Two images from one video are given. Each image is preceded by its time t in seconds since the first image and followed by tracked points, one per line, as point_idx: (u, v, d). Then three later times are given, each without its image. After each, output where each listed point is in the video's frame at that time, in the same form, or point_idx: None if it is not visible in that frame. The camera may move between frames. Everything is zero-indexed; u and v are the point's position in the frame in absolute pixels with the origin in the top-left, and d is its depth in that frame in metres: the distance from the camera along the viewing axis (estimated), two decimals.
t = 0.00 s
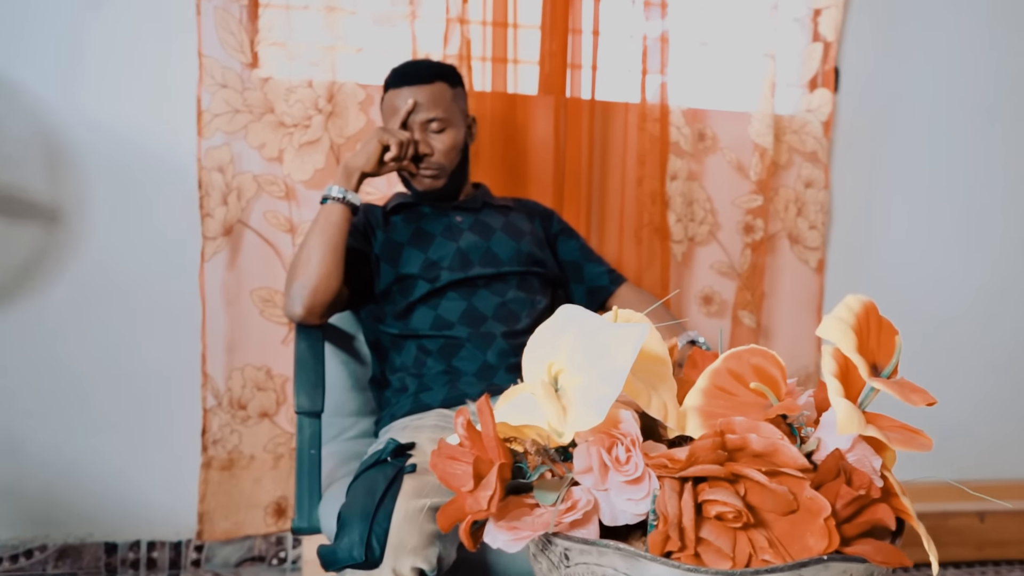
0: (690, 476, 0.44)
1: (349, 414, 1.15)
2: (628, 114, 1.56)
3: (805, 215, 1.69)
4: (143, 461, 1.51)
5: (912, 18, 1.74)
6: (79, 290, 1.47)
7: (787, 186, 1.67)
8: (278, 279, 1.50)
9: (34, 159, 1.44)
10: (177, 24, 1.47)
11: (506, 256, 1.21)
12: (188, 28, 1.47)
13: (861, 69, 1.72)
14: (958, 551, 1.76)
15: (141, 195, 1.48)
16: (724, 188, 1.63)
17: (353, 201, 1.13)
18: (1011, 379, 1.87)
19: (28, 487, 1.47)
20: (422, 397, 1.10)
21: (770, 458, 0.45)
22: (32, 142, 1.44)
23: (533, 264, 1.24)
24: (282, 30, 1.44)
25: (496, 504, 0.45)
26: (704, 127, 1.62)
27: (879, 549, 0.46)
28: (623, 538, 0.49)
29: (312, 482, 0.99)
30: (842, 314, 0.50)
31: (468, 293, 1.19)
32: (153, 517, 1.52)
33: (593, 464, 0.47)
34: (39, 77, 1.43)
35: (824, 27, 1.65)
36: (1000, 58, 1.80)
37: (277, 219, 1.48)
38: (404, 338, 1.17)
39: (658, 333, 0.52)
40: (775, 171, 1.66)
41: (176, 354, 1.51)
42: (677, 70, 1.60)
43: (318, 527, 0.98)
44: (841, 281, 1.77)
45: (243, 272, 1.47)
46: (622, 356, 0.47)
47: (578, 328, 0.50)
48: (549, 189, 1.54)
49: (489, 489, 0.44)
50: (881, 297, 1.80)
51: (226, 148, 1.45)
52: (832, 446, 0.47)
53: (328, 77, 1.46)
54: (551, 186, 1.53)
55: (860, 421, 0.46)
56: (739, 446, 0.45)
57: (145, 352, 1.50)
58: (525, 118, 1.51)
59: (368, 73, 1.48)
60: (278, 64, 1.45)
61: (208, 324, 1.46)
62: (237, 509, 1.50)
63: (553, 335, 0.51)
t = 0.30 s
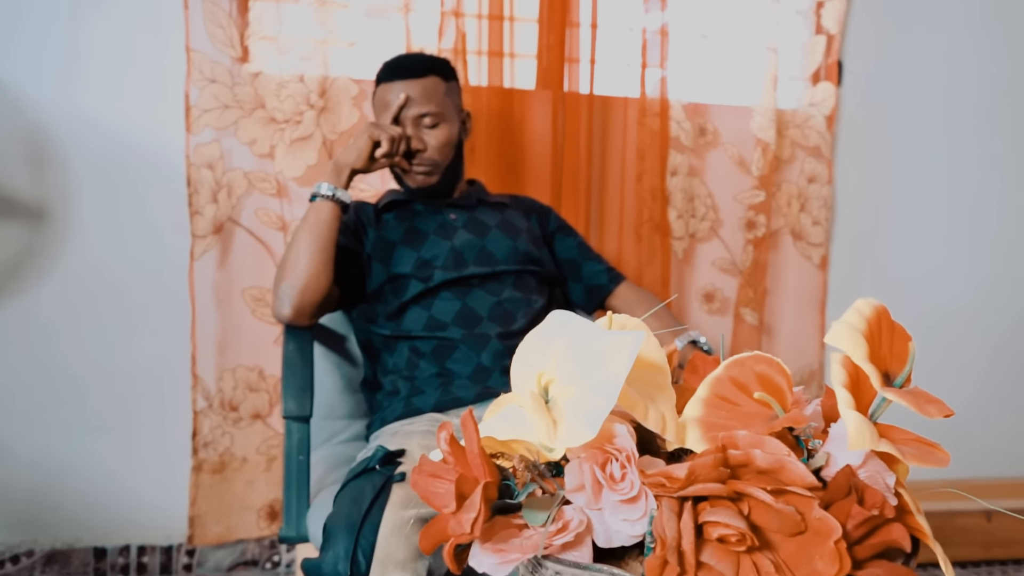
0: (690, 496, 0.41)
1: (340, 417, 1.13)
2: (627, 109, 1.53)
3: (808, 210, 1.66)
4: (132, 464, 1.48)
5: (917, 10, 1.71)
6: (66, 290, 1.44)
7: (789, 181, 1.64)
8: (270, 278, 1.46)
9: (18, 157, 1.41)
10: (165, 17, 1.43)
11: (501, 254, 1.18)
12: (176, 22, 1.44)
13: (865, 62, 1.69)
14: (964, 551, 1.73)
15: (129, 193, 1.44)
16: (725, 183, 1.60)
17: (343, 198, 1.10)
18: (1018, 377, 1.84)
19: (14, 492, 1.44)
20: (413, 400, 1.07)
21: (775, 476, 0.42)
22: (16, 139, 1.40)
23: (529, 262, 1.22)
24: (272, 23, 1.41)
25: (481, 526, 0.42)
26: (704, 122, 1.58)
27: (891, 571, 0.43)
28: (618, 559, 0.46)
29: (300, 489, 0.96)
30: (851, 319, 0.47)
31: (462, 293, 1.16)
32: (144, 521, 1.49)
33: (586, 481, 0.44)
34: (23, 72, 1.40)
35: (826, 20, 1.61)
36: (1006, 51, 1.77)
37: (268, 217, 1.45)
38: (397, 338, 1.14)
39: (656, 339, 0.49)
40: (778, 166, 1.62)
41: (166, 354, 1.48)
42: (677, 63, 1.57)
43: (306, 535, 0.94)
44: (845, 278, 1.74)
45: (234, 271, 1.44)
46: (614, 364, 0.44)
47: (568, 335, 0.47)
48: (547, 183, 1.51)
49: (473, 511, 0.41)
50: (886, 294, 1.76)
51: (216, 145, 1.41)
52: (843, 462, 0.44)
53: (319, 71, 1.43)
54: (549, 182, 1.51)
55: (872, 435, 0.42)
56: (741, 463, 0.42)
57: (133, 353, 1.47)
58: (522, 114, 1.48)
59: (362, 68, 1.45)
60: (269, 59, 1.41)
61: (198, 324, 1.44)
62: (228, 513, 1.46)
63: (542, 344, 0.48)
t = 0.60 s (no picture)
0: (694, 516, 0.38)
1: (333, 419, 1.10)
2: (627, 104, 1.50)
3: (812, 206, 1.62)
4: (123, 466, 1.45)
5: (923, 3, 1.67)
6: (56, 289, 1.41)
7: (793, 176, 1.60)
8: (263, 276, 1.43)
9: (4, 154, 1.38)
10: (155, 10, 1.40)
11: (497, 253, 1.16)
12: (165, 15, 1.40)
13: (870, 55, 1.66)
14: (969, 551, 1.70)
15: (119, 190, 1.41)
16: (727, 179, 1.57)
17: (335, 196, 1.07)
18: None
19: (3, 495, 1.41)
20: (406, 404, 1.05)
21: (786, 494, 0.39)
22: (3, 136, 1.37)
23: (526, 261, 1.19)
24: (264, 16, 1.37)
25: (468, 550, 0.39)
26: (706, 116, 1.55)
27: None
28: None
29: (289, 495, 0.94)
30: (868, 324, 0.44)
31: (458, 292, 1.14)
32: (136, 524, 1.47)
33: (582, 500, 0.40)
34: (10, 67, 1.37)
35: (831, 12, 1.58)
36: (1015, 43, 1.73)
37: (260, 215, 1.42)
38: (390, 340, 1.12)
39: (656, 345, 0.46)
40: (781, 161, 1.59)
41: (157, 355, 1.45)
42: (678, 56, 1.53)
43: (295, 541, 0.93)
44: (849, 274, 1.70)
45: (226, 270, 1.41)
46: (613, 376, 0.41)
47: (564, 342, 0.44)
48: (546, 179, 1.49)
49: (459, 534, 0.38)
50: (891, 292, 1.73)
51: (207, 141, 1.38)
52: (859, 478, 0.41)
53: (312, 65, 1.40)
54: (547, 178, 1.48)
55: (890, 451, 0.39)
56: (750, 480, 0.39)
57: (124, 353, 1.44)
58: (520, 109, 1.45)
59: (356, 62, 1.42)
60: (261, 53, 1.38)
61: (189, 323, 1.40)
62: (222, 516, 1.43)
63: (536, 350, 0.45)
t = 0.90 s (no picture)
0: (700, 538, 0.35)
1: (326, 423, 1.08)
2: (628, 99, 1.47)
3: (814, 203, 1.59)
4: (113, 470, 1.42)
5: None
6: (45, 289, 1.38)
7: (795, 173, 1.57)
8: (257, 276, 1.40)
9: None
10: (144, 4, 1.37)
11: (494, 252, 1.15)
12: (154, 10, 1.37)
13: (874, 49, 1.62)
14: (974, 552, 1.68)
15: (109, 188, 1.38)
16: (729, 175, 1.54)
17: (326, 193, 1.06)
18: None
19: None
20: (400, 408, 1.04)
21: (800, 513, 0.37)
22: None
23: (524, 260, 1.17)
24: (256, 10, 1.34)
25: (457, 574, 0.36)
26: (708, 112, 1.52)
27: None
28: None
29: (280, 505, 0.91)
30: (885, 328, 0.42)
31: (453, 293, 1.12)
32: (127, 529, 1.44)
33: (579, 520, 0.38)
34: None
35: (836, 5, 1.54)
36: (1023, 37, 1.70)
37: (253, 213, 1.39)
38: (384, 342, 1.10)
39: (659, 353, 0.43)
40: (783, 158, 1.56)
41: (147, 356, 1.42)
42: (679, 51, 1.50)
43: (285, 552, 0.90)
44: (853, 272, 1.67)
45: (219, 269, 1.38)
46: (614, 389, 0.38)
47: (561, 351, 0.41)
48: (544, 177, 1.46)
49: (446, 559, 0.36)
50: (894, 290, 1.71)
51: (199, 138, 1.35)
52: (877, 496, 0.38)
53: (306, 61, 1.37)
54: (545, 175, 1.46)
55: (911, 468, 0.37)
56: (760, 498, 0.37)
57: (114, 354, 1.41)
58: (518, 105, 1.43)
59: (350, 57, 1.39)
60: (253, 48, 1.35)
61: (182, 324, 1.38)
62: (215, 520, 1.41)
63: (531, 358, 0.42)
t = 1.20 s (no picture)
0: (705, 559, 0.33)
1: (318, 429, 1.05)
2: (626, 98, 1.45)
3: (817, 205, 1.57)
4: (100, 477, 1.39)
5: None
6: (30, 292, 1.35)
7: (797, 173, 1.55)
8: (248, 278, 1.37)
9: None
10: None
11: (489, 254, 1.12)
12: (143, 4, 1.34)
13: (877, 47, 1.60)
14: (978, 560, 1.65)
15: (96, 188, 1.35)
16: (729, 176, 1.51)
17: (316, 192, 1.04)
18: None
19: None
20: (391, 415, 1.02)
21: (813, 533, 0.34)
22: None
23: (519, 262, 1.14)
24: (248, 7, 1.32)
25: None
26: (708, 112, 1.49)
27: None
28: None
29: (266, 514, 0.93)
30: (903, 333, 0.39)
31: (447, 295, 1.10)
32: (114, 537, 1.40)
33: (575, 538, 0.35)
34: None
35: (838, 2, 1.52)
36: None
37: (244, 214, 1.35)
38: (375, 346, 1.08)
39: (661, 358, 0.41)
40: (785, 158, 1.53)
41: (135, 360, 1.39)
42: (678, 49, 1.48)
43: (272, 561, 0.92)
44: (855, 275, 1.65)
45: (209, 271, 1.35)
46: (611, 395, 0.35)
47: (556, 355, 0.38)
48: (540, 178, 1.44)
49: None
50: (896, 292, 1.68)
51: (189, 137, 1.33)
52: (896, 515, 0.36)
53: (298, 59, 1.34)
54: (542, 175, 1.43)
55: (934, 485, 0.34)
56: (772, 516, 0.34)
57: (101, 358, 1.38)
58: (514, 105, 1.40)
59: (344, 54, 1.36)
60: (244, 45, 1.32)
61: (171, 326, 1.35)
62: (204, 527, 1.38)
63: (526, 363, 0.40)
